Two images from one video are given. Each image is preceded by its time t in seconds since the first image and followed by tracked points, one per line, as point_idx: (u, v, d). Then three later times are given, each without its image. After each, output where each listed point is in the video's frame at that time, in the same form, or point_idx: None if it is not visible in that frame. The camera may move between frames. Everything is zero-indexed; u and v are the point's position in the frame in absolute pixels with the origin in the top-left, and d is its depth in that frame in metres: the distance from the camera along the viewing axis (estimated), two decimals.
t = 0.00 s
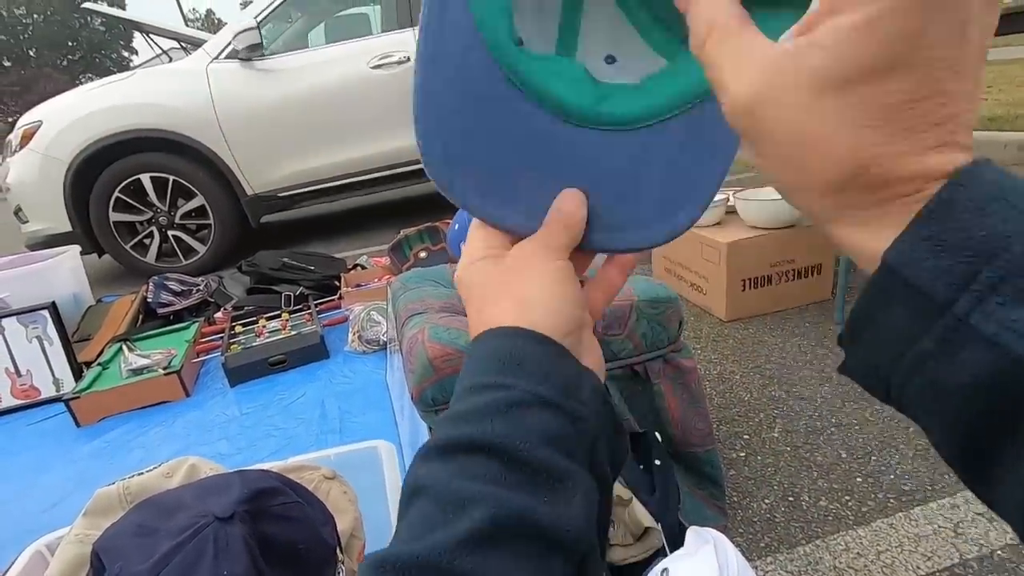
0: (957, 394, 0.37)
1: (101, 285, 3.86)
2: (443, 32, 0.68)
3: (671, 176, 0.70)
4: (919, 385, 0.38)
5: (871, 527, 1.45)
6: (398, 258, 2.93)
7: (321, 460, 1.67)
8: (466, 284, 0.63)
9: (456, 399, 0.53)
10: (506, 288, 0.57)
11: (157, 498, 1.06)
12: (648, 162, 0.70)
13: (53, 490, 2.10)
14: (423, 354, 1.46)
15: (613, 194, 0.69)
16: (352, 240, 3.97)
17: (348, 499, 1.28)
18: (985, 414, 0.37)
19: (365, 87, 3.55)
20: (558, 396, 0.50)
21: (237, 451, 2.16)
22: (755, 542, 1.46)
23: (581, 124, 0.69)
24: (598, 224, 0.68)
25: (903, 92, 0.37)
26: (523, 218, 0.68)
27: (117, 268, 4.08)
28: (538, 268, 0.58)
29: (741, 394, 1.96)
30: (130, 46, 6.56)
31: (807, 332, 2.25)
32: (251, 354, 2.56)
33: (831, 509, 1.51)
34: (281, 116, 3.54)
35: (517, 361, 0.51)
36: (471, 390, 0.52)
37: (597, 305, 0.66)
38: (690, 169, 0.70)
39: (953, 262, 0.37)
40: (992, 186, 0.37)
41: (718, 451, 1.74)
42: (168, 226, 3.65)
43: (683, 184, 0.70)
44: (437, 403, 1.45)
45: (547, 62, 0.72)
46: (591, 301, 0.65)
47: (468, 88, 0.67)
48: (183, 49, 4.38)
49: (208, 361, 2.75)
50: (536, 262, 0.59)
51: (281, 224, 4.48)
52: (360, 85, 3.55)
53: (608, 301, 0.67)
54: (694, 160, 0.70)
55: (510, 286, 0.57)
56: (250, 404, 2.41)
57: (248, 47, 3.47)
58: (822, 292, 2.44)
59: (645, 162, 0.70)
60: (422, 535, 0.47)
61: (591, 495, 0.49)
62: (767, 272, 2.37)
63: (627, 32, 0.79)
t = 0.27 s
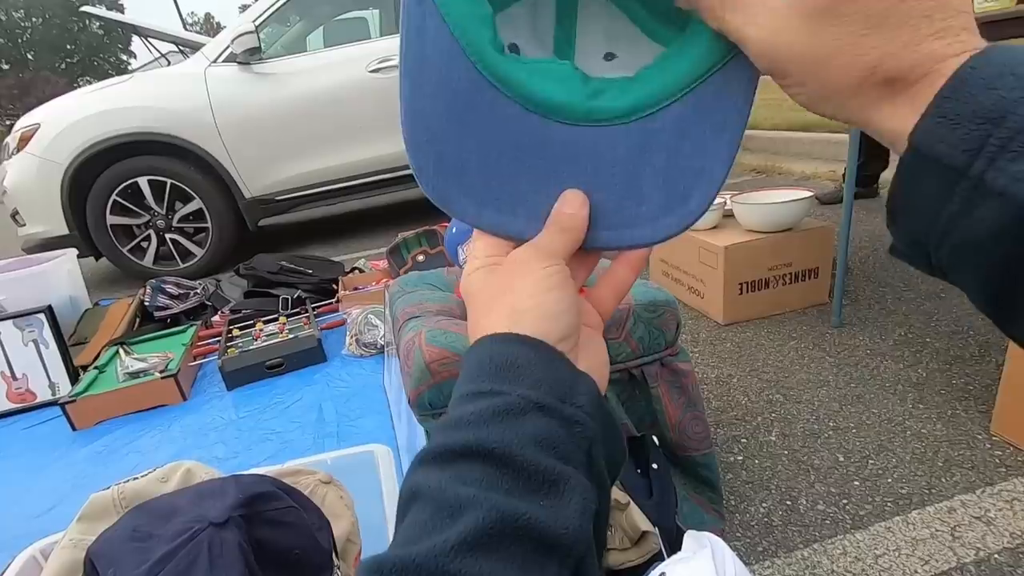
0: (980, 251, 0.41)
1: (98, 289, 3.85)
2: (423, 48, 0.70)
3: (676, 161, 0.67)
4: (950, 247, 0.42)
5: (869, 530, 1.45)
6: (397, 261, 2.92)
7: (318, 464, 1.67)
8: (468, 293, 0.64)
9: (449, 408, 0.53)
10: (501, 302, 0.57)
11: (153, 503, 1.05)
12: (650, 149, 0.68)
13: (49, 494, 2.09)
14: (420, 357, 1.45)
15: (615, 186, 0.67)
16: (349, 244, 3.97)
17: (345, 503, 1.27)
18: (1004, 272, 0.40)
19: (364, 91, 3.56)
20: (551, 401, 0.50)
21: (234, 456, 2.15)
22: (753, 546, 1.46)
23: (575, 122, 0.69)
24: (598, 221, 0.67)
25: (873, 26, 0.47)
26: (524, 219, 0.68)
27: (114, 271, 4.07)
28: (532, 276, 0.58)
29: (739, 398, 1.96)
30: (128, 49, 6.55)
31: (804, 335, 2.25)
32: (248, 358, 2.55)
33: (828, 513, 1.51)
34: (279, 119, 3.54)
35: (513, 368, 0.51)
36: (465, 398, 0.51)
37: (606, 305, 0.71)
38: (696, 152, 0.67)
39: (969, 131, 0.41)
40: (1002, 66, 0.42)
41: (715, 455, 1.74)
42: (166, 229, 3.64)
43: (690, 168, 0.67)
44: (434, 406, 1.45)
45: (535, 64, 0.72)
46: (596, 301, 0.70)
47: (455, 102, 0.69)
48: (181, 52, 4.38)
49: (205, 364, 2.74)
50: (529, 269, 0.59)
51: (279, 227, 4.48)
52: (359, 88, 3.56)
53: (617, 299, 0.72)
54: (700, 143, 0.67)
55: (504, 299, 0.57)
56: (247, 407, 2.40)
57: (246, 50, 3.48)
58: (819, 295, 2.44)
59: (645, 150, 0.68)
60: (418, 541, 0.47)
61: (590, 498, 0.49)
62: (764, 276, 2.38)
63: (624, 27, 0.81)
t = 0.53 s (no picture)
0: (984, 267, 0.43)
1: (97, 290, 3.85)
2: (421, 39, 0.64)
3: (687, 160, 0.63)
4: (955, 258, 0.45)
5: (868, 533, 1.44)
6: (396, 263, 2.92)
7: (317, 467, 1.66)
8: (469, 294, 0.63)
9: (447, 418, 0.53)
10: (500, 307, 0.57)
11: (149, 507, 1.05)
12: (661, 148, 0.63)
13: (45, 497, 2.08)
14: (418, 360, 1.45)
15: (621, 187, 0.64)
16: (348, 245, 3.96)
17: (342, 507, 1.27)
18: (1003, 287, 0.43)
19: (364, 93, 3.56)
20: (550, 408, 0.50)
21: (232, 458, 2.14)
22: (753, 549, 1.45)
23: (585, 118, 0.64)
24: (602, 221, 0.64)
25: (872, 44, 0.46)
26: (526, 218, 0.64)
27: (112, 273, 4.06)
28: (531, 283, 0.57)
29: (738, 400, 1.96)
30: (126, 50, 6.52)
31: (804, 338, 2.25)
32: (245, 359, 2.54)
33: (827, 516, 1.50)
34: (278, 121, 3.54)
35: (512, 376, 0.51)
36: (464, 406, 0.51)
37: (612, 304, 0.69)
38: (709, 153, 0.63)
39: (962, 149, 0.44)
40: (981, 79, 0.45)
41: (714, 457, 1.73)
42: (164, 230, 3.64)
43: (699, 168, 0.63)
44: (432, 409, 1.44)
45: (541, 52, 0.67)
46: (603, 300, 0.69)
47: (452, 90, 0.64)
48: (180, 54, 4.38)
49: (203, 366, 2.73)
50: (527, 276, 0.58)
51: (278, 229, 4.47)
52: (358, 90, 3.56)
53: (625, 298, 0.70)
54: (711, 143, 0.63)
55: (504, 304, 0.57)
56: (245, 409, 2.40)
57: (245, 52, 3.48)
58: (818, 297, 2.44)
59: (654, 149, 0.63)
60: (416, 550, 0.46)
61: (587, 507, 0.48)
62: (764, 278, 2.37)
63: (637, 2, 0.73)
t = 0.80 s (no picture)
0: (996, 259, 0.43)
1: (98, 290, 3.85)
2: (436, 20, 0.59)
3: (711, 158, 0.58)
4: (970, 249, 0.45)
5: (869, 535, 1.44)
6: (397, 263, 2.92)
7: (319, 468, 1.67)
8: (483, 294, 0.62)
9: (457, 421, 0.53)
10: (511, 313, 0.56)
11: (151, 508, 1.05)
12: (683, 144, 0.58)
13: (47, 498, 2.08)
14: (420, 361, 1.45)
15: (637, 185, 0.59)
16: (349, 246, 3.96)
17: (344, 508, 1.27)
18: (1013, 279, 0.44)
19: (365, 93, 3.56)
20: (561, 413, 0.50)
21: (234, 459, 2.14)
22: (754, 551, 1.45)
23: (605, 115, 0.59)
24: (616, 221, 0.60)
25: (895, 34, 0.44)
26: (538, 215, 0.61)
27: (113, 274, 4.07)
28: (541, 288, 0.56)
29: (739, 401, 1.96)
30: (127, 50, 6.53)
31: (805, 339, 2.25)
32: (246, 360, 2.54)
33: (828, 517, 1.50)
34: (280, 121, 3.54)
35: (522, 380, 0.51)
36: (475, 410, 0.51)
37: (626, 304, 0.68)
38: (741, 142, 0.57)
39: (980, 139, 0.44)
40: (1007, 59, 0.44)
41: (715, 458, 1.73)
42: (165, 231, 3.64)
43: (722, 167, 0.58)
44: (434, 410, 1.44)
45: (561, 44, 0.62)
46: (617, 299, 0.68)
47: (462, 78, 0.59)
48: (182, 54, 4.38)
49: (204, 367, 2.73)
50: (538, 280, 0.57)
51: (280, 229, 4.48)
52: (359, 91, 3.56)
53: (640, 298, 0.69)
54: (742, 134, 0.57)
55: (515, 308, 0.56)
56: (246, 410, 2.40)
57: (247, 52, 3.48)
58: (819, 298, 2.44)
59: (676, 145, 0.58)
60: (426, 553, 0.47)
61: (599, 511, 0.48)
62: (765, 279, 2.37)
63: None
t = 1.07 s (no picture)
0: None
1: (98, 290, 3.85)
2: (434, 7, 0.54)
3: (731, 145, 0.49)
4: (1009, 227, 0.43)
5: (869, 534, 1.44)
6: (397, 262, 2.91)
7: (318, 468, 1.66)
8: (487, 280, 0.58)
9: (458, 416, 0.53)
10: (516, 299, 0.54)
11: (150, 506, 1.05)
12: (700, 133, 0.50)
13: (46, 496, 2.08)
14: (420, 360, 1.45)
15: (645, 170, 0.52)
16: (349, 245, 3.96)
17: (344, 507, 1.27)
18: None
19: (366, 92, 3.56)
20: (568, 411, 0.50)
21: (233, 458, 2.14)
22: (754, 550, 1.45)
23: (623, 92, 0.52)
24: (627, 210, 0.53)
25: None
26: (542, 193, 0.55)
27: (113, 273, 4.07)
28: (544, 274, 0.53)
29: (739, 401, 1.96)
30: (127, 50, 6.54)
31: (805, 339, 2.25)
32: (245, 359, 2.54)
33: (829, 517, 1.50)
34: (280, 121, 3.53)
35: (527, 375, 0.50)
36: (478, 405, 0.51)
37: (635, 296, 0.67)
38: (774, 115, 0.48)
39: None
40: None
41: (716, 458, 1.73)
42: (165, 230, 3.64)
43: (748, 155, 0.49)
44: (434, 409, 1.44)
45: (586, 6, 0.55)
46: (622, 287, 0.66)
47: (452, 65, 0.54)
48: (182, 53, 4.38)
49: (204, 366, 2.73)
50: (541, 267, 0.53)
51: (280, 228, 4.48)
52: (360, 90, 3.55)
53: (649, 287, 0.68)
54: (772, 113, 0.48)
55: (520, 296, 0.54)
56: (246, 409, 2.40)
57: (247, 51, 3.47)
58: (819, 298, 2.44)
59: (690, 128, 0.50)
60: (427, 552, 0.47)
61: (605, 511, 0.48)
62: (765, 278, 2.37)
63: None
